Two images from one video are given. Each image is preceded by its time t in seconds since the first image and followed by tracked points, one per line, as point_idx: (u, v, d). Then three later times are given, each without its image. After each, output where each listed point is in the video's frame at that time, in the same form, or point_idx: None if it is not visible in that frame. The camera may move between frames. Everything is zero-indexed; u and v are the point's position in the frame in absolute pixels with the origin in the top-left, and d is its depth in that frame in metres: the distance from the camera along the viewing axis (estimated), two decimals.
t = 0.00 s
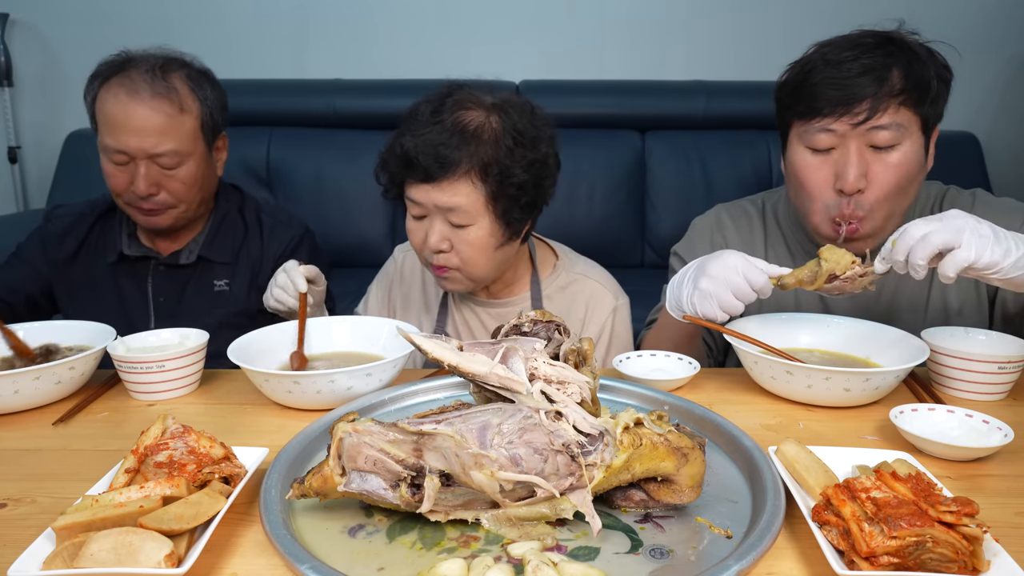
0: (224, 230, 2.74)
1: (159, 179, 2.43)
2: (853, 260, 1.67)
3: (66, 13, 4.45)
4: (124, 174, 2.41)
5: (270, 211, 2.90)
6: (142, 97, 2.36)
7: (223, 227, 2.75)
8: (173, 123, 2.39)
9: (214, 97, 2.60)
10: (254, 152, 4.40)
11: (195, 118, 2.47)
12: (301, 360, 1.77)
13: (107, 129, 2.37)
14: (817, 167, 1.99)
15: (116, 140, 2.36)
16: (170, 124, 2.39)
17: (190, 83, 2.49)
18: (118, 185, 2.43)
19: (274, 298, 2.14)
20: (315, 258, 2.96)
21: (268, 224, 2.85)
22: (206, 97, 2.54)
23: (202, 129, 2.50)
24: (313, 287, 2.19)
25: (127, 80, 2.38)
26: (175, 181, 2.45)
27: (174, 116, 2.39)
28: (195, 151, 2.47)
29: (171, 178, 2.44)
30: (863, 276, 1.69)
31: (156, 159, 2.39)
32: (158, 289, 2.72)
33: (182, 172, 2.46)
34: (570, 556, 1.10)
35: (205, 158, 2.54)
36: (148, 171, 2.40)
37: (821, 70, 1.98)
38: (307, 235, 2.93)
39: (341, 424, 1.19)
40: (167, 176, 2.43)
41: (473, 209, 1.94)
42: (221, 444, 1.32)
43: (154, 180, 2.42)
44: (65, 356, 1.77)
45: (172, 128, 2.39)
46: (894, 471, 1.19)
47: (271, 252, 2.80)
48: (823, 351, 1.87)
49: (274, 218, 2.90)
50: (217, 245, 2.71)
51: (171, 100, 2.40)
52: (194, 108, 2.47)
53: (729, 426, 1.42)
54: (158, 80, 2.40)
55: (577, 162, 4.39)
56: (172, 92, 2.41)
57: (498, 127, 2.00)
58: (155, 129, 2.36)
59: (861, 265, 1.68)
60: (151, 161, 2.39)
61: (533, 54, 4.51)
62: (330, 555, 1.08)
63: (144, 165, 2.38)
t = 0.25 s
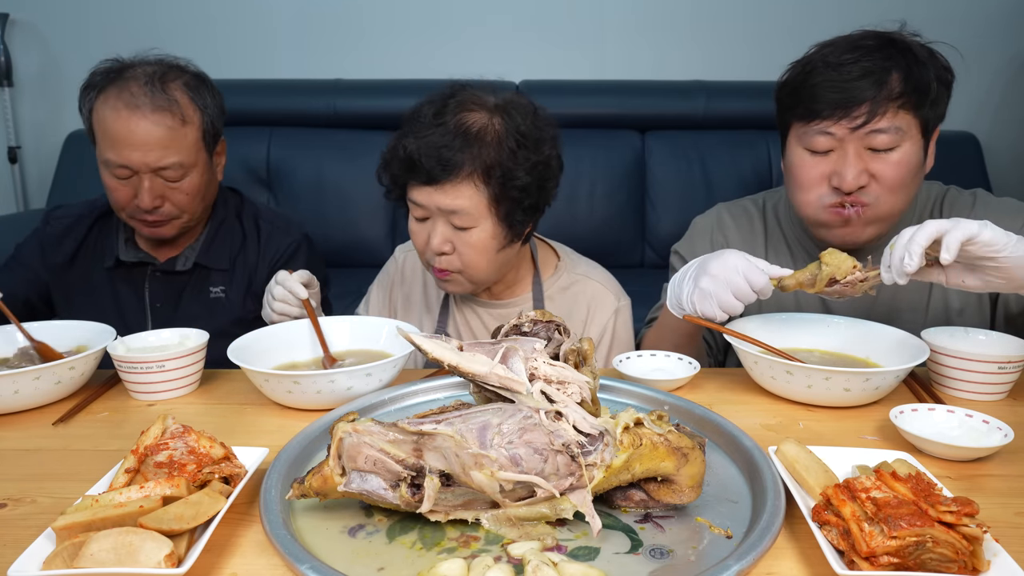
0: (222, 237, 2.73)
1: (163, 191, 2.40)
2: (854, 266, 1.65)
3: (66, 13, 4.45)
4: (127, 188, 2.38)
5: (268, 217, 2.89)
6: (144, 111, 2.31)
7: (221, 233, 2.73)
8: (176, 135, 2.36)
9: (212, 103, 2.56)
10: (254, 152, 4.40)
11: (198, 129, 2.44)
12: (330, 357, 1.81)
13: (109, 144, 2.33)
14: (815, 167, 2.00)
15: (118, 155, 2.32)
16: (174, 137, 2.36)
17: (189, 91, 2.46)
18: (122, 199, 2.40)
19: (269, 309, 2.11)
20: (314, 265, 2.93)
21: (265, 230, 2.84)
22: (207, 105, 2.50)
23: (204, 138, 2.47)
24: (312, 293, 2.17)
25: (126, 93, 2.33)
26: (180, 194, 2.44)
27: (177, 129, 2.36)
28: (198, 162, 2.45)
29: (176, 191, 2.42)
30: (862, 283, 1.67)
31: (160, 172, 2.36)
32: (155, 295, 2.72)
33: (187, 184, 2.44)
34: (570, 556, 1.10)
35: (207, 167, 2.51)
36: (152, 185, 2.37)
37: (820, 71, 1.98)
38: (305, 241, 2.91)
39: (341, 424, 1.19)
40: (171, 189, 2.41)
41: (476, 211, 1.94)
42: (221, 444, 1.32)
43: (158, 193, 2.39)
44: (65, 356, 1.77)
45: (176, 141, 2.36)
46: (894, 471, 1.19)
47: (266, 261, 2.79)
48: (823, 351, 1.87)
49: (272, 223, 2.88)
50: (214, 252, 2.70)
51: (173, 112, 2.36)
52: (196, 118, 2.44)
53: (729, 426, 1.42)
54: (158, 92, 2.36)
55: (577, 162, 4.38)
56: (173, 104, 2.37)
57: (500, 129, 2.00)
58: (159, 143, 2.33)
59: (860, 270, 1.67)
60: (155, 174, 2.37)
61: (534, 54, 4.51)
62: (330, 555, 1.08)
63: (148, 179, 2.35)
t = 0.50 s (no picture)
0: (217, 245, 2.71)
1: (148, 187, 2.35)
2: (856, 258, 1.63)
3: (66, 13, 4.45)
4: (111, 182, 2.32)
5: (266, 223, 2.86)
6: (130, 102, 2.28)
7: (216, 238, 2.72)
8: (162, 129, 2.31)
9: (205, 102, 2.53)
10: (255, 152, 4.40)
11: (185, 124, 2.40)
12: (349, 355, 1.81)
13: (93, 136, 2.28)
14: (819, 164, 1.99)
15: (102, 147, 2.27)
16: (160, 130, 2.31)
17: (179, 88, 2.42)
18: (106, 193, 2.35)
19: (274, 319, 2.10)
20: (312, 272, 2.90)
21: (262, 237, 2.81)
22: (198, 103, 2.47)
23: (193, 135, 2.43)
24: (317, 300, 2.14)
25: (114, 85, 2.30)
26: (164, 190, 2.38)
27: (163, 122, 2.32)
28: (185, 159, 2.40)
29: (160, 186, 2.37)
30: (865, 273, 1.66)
31: (144, 166, 2.31)
32: (150, 301, 2.70)
33: (172, 180, 2.38)
34: (570, 556, 1.10)
35: (196, 165, 2.47)
36: (136, 180, 2.32)
37: (824, 67, 1.98)
38: (302, 250, 2.88)
39: (341, 424, 1.19)
40: (156, 184, 2.36)
41: (477, 213, 1.94)
42: (221, 444, 1.32)
43: (142, 188, 2.34)
44: (64, 357, 1.77)
45: (161, 135, 2.31)
46: (894, 471, 1.19)
47: (262, 268, 2.77)
48: (823, 351, 1.87)
49: (270, 229, 2.85)
50: (209, 259, 2.67)
51: (160, 106, 2.32)
52: (184, 114, 2.40)
53: (729, 426, 1.42)
54: (146, 85, 2.33)
55: (577, 162, 4.39)
56: (161, 97, 2.34)
57: (499, 130, 2.00)
58: (144, 135, 2.28)
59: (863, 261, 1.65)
60: (140, 168, 2.32)
61: (534, 53, 4.51)
62: (330, 555, 1.08)
63: (132, 172, 2.30)
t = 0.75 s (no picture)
0: (214, 249, 2.65)
1: (135, 187, 2.28)
2: (863, 257, 1.64)
3: (66, 13, 4.45)
4: (99, 181, 2.26)
5: (263, 229, 2.78)
6: (119, 99, 2.22)
7: (213, 243, 2.66)
8: (150, 127, 2.25)
9: (199, 101, 2.46)
10: (254, 152, 4.40)
11: (176, 124, 2.34)
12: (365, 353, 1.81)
13: (80, 134, 2.22)
14: (822, 161, 1.99)
15: (89, 146, 2.21)
16: (148, 128, 2.25)
17: (170, 86, 2.36)
18: (93, 193, 2.29)
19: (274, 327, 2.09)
20: (311, 277, 2.84)
21: (260, 243, 2.74)
22: (190, 102, 2.41)
23: (183, 135, 2.37)
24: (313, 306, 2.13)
25: (104, 82, 2.25)
26: (152, 191, 2.31)
27: (152, 120, 2.25)
28: (174, 159, 2.34)
29: (148, 187, 2.30)
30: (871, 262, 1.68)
31: (131, 165, 2.25)
32: (145, 307, 2.64)
33: (160, 181, 2.31)
34: (570, 556, 1.10)
35: (187, 166, 2.40)
36: (123, 179, 2.25)
37: (827, 64, 1.99)
38: (301, 255, 2.81)
39: (341, 424, 1.19)
40: (143, 184, 2.29)
41: (477, 211, 1.94)
42: (221, 443, 1.32)
43: (129, 189, 2.27)
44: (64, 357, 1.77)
45: (149, 133, 2.25)
46: (894, 471, 1.19)
47: (259, 273, 2.69)
48: (823, 352, 1.87)
49: (268, 235, 2.78)
50: (204, 265, 2.61)
51: (149, 105, 2.26)
52: (176, 113, 2.34)
53: (729, 426, 1.42)
54: (137, 82, 2.27)
55: (577, 162, 4.38)
56: (151, 95, 2.28)
57: (499, 128, 2.00)
58: (131, 134, 2.22)
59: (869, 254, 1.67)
60: (127, 168, 2.25)
61: (534, 53, 4.51)
62: (330, 555, 1.08)
63: (118, 172, 2.24)
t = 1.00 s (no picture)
0: (211, 257, 2.63)
1: (129, 193, 2.26)
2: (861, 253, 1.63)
3: (66, 12, 4.45)
4: (93, 187, 2.24)
5: (263, 235, 2.75)
6: (111, 105, 2.19)
7: (211, 248, 2.64)
8: (144, 132, 2.22)
9: (196, 104, 2.42)
10: (254, 152, 4.40)
11: (170, 128, 2.30)
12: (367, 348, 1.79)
13: (74, 139, 2.20)
14: (823, 159, 1.99)
15: (82, 150, 2.19)
16: (141, 134, 2.22)
17: (165, 89, 2.32)
18: (87, 198, 2.27)
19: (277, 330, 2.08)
20: (312, 281, 2.81)
21: (258, 250, 2.71)
22: (186, 105, 2.37)
23: (179, 139, 2.33)
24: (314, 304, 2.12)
25: (97, 86, 2.22)
26: (147, 196, 2.29)
27: (144, 125, 2.22)
28: (169, 164, 2.30)
29: (142, 193, 2.28)
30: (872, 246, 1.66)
31: (125, 170, 2.22)
32: (143, 311, 2.64)
33: (154, 186, 2.29)
34: (570, 556, 1.10)
35: (183, 170, 2.37)
36: (116, 184, 2.23)
37: (828, 62, 1.99)
38: (301, 261, 2.77)
39: (341, 424, 1.19)
40: (137, 190, 2.27)
41: (479, 209, 1.94)
42: (221, 443, 1.32)
43: (123, 194, 2.25)
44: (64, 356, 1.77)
45: (143, 138, 2.22)
46: (894, 471, 1.19)
47: (257, 281, 2.67)
48: (823, 352, 1.87)
49: (267, 241, 2.74)
50: (201, 271, 2.60)
51: (142, 109, 2.23)
52: (170, 116, 2.30)
53: (729, 426, 1.42)
54: (130, 86, 2.23)
55: (577, 162, 4.39)
56: (144, 99, 2.24)
57: (500, 126, 2.00)
58: (125, 139, 2.19)
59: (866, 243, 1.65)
60: (120, 173, 2.23)
61: (534, 53, 4.51)
62: (330, 555, 1.08)
63: (111, 177, 2.21)
